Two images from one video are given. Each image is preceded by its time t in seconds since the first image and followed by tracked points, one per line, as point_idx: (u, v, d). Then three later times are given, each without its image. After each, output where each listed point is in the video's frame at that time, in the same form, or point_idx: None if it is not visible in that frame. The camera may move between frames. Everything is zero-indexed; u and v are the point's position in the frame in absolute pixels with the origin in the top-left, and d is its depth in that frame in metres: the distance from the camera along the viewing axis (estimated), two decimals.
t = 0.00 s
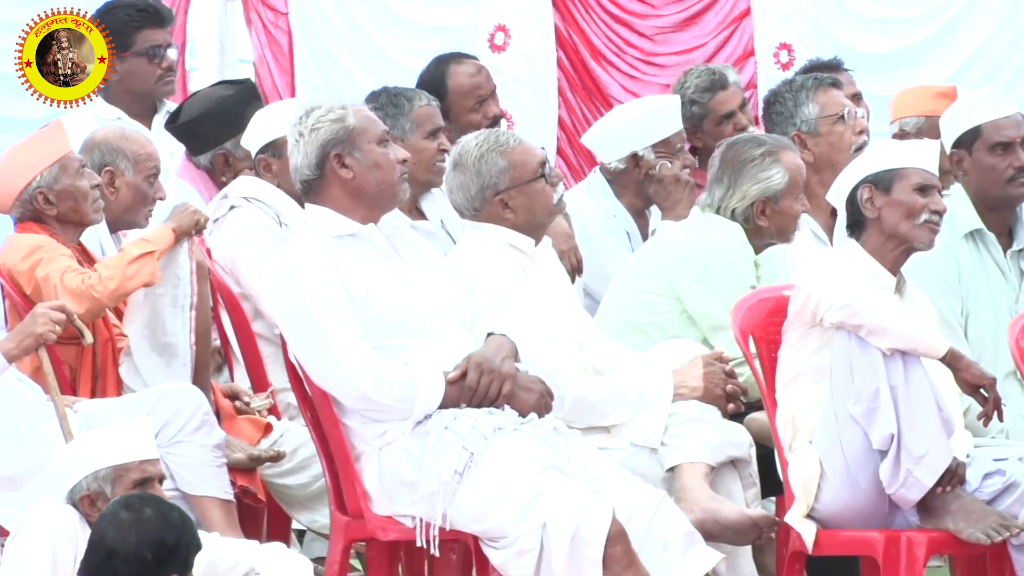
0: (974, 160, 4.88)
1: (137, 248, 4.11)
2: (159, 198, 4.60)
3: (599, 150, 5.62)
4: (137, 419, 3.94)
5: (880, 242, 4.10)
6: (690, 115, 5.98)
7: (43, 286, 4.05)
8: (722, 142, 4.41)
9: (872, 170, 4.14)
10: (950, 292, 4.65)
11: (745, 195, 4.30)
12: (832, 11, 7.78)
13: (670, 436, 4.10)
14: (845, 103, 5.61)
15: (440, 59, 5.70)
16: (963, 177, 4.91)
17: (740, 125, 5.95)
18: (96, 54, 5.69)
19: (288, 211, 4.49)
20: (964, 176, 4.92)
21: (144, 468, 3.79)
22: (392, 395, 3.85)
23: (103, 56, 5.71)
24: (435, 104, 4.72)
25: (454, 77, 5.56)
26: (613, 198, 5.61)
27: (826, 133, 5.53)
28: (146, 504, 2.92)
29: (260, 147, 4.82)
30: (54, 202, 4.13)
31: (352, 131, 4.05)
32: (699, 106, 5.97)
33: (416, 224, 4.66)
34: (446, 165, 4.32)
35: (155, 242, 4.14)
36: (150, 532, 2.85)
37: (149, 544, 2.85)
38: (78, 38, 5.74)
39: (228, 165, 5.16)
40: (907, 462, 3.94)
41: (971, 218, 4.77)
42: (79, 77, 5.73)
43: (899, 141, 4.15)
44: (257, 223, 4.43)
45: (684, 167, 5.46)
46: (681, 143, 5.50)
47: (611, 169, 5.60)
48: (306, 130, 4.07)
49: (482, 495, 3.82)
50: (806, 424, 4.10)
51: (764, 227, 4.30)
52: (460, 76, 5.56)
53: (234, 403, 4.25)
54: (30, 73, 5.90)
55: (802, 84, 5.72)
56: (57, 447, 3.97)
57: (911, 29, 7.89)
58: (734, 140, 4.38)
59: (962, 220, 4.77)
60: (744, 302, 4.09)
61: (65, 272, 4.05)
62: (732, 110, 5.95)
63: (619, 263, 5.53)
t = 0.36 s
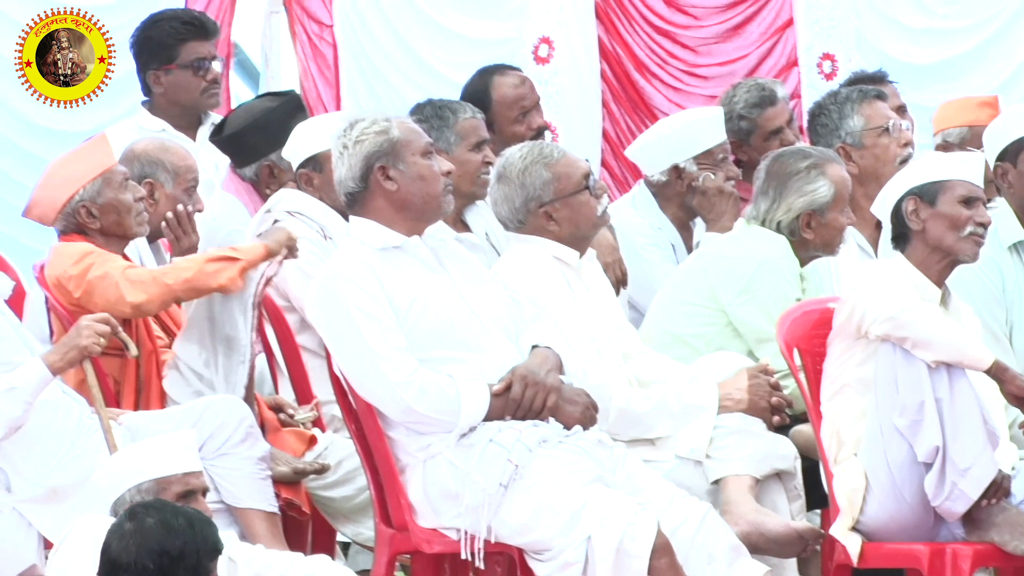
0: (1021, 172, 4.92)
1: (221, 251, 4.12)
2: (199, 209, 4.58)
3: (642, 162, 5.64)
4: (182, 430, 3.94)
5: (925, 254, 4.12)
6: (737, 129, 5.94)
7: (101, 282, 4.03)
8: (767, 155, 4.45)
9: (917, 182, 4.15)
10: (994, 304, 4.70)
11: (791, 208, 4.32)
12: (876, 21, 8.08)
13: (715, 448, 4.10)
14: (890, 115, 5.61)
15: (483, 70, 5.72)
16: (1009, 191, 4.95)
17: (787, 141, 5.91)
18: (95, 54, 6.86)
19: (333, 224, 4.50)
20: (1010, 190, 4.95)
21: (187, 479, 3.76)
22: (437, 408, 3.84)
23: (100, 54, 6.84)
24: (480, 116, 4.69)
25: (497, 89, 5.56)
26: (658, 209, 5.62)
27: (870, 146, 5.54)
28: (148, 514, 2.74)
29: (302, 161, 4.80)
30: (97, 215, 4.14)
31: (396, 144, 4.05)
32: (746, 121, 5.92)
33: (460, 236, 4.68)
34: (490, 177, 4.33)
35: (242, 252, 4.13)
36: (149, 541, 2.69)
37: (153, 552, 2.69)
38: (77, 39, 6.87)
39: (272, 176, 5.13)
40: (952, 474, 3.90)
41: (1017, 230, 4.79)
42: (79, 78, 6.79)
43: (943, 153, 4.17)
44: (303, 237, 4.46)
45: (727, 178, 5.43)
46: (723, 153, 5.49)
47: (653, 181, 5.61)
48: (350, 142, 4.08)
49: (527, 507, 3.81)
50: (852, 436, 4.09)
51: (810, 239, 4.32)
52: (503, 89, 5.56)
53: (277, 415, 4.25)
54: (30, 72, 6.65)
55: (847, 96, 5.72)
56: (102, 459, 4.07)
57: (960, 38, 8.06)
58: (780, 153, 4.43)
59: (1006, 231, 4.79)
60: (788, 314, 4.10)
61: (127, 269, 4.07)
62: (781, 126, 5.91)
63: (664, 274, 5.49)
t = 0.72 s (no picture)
0: None
1: (272, 265, 4.14)
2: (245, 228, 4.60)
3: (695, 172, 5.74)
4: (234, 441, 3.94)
5: (977, 265, 4.13)
6: (795, 141, 5.80)
7: (155, 294, 4.09)
8: (821, 166, 4.54)
9: (969, 193, 4.14)
10: None
11: (843, 218, 4.41)
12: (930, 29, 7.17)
13: (769, 459, 4.12)
14: (942, 126, 5.62)
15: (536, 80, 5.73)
16: None
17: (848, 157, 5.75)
18: (96, 54, 6.19)
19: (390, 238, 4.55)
20: None
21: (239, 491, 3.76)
22: (490, 419, 3.82)
23: (101, 54, 6.21)
24: (534, 127, 4.74)
25: (550, 99, 5.58)
26: (710, 220, 5.67)
27: (924, 156, 5.54)
28: (196, 531, 2.89)
29: (355, 175, 4.82)
30: (153, 225, 4.20)
31: (449, 154, 4.06)
32: (807, 135, 5.78)
33: (514, 246, 4.76)
34: (545, 188, 4.40)
35: (292, 266, 4.14)
36: (190, 560, 2.84)
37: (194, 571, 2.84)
38: (77, 38, 6.19)
39: (325, 185, 5.14)
40: (1006, 484, 3.88)
41: None
42: (80, 78, 6.15)
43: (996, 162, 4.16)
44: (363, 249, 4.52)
45: (777, 188, 5.49)
46: (773, 163, 5.54)
47: (704, 192, 5.70)
48: (403, 153, 4.09)
49: (580, 517, 3.80)
50: (906, 446, 4.07)
51: (861, 249, 4.43)
52: (557, 99, 5.58)
53: (332, 426, 4.27)
54: (30, 73, 6.06)
55: (899, 106, 5.72)
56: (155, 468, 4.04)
57: None
58: (834, 163, 4.52)
59: None
60: (841, 324, 4.12)
61: (181, 281, 4.12)
62: (840, 141, 5.77)
63: (716, 284, 5.53)
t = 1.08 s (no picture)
0: None
1: (311, 241, 4.22)
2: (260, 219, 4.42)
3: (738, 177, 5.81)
4: (278, 445, 3.95)
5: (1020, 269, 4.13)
6: (839, 145, 5.80)
7: (203, 289, 4.10)
8: (865, 169, 4.56)
9: (1013, 197, 4.17)
10: None
11: (887, 220, 4.43)
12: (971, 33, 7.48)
13: (813, 462, 4.13)
14: (986, 129, 5.63)
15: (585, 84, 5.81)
16: None
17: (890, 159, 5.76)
18: (96, 54, 6.18)
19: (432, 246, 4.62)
20: None
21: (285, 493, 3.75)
22: (534, 423, 3.82)
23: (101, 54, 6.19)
24: (577, 129, 4.78)
25: (597, 103, 5.65)
26: (755, 224, 5.76)
27: (967, 159, 5.56)
28: (275, 552, 2.85)
29: (397, 184, 4.89)
30: (195, 229, 4.19)
31: (493, 157, 4.07)
32: (850, 138, 5.78)
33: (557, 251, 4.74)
34: (588, 192, 4.41)
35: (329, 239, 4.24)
36: None
37: None
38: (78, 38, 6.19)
39: (369, 189, 5.13)
40: None
41: None
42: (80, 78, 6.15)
43: None
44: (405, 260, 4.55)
45: (821, 191, 5.54)
46: (816, 167, 5.59)
47: (748, 197, 5.80)
48: (447, 156, 4.10)
49: (625, 521, 3.78)
50: (950, 450, 4.06)
51: (906, 252, 4.44)
52: (605, 103, 5.64)
53: (375, 430, 4.27)
54: (30, 73, 6.08)
55: (942, 109, 5.74)
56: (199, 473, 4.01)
57: None
58: (878, 166, 4.53)
59: None
60: (886, 328, 4.13)
61: (227, 274, 4.14)
62: (883, 144, 5.76)
63: (761, 290, 5.62)
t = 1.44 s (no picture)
0: None
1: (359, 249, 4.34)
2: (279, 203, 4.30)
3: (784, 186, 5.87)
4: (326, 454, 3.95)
5: None
6: (880, 152, 5.84)
7: (265, 286, 4.15)
8: (911, 179, 4.60)
9: None
10: None
11: (934, 230, 4.46)
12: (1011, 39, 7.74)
13: (860, 471, 4.14)
14: None
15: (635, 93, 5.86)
16: None
17: (933, 165, 5.77)
18: (96, 54, 6.46)
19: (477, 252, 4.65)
20: None
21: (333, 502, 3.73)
22: (581, 431, 3.79)
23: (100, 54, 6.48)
24: (624, 139, 4.81)
25: (648, 112, 5.70)
26: (801, 232, 5.80)
27: (1014, 168, 5.53)
28: (322, 563, 2.77)
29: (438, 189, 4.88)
30: (241, 239, 4.24)
31: (540, 166, 4.06)
32: (892, 145, 5.81)
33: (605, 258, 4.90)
34: (636, 200, 4.42)
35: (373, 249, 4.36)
36: None
37: None
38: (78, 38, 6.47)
39: (416, 198, 5.15)
40: None
41: None
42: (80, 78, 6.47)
43: None
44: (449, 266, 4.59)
45: (866, 199, 5.56)
46: (862, 175, 5.62)
47: (795, 204, 5.83)
48: (494, 165, 4.11)
49: (673, 530, 3.77)
50: (997, 458, 4.03)
51: (953, 261, 4.47)
52: (655, 112, 5.70)
53: (422, 438, 4.28)
54: (30, 73, 6.42)
55: (990, 117, 5.73)
56: (246, 481, 4.00)
57: None
58: (924, 176, 4.57)
59: None
60: (932, 336, 4.14)
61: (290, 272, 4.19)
62: (926, 150, 5.77)
63: (808, 299, 5.67)
